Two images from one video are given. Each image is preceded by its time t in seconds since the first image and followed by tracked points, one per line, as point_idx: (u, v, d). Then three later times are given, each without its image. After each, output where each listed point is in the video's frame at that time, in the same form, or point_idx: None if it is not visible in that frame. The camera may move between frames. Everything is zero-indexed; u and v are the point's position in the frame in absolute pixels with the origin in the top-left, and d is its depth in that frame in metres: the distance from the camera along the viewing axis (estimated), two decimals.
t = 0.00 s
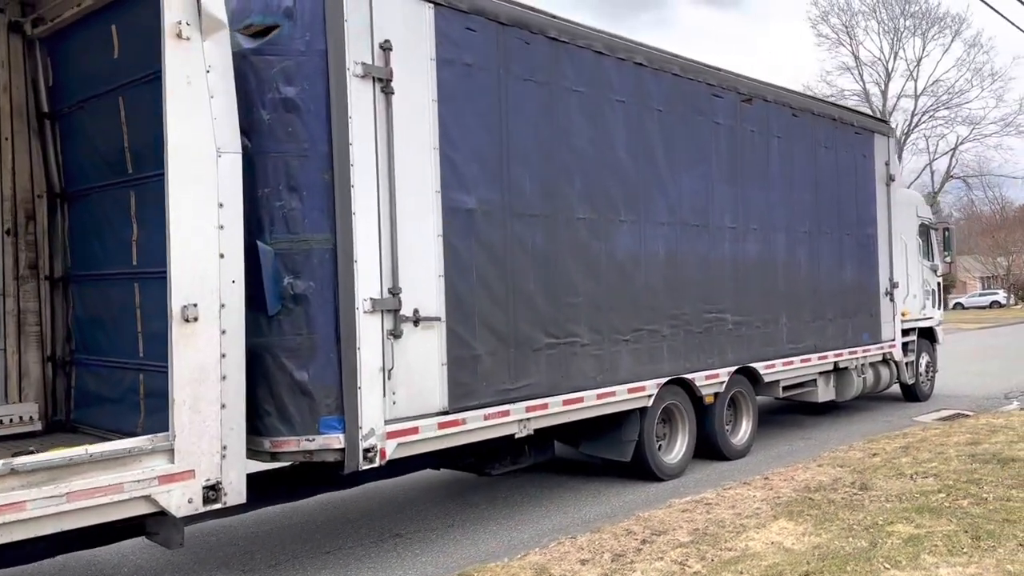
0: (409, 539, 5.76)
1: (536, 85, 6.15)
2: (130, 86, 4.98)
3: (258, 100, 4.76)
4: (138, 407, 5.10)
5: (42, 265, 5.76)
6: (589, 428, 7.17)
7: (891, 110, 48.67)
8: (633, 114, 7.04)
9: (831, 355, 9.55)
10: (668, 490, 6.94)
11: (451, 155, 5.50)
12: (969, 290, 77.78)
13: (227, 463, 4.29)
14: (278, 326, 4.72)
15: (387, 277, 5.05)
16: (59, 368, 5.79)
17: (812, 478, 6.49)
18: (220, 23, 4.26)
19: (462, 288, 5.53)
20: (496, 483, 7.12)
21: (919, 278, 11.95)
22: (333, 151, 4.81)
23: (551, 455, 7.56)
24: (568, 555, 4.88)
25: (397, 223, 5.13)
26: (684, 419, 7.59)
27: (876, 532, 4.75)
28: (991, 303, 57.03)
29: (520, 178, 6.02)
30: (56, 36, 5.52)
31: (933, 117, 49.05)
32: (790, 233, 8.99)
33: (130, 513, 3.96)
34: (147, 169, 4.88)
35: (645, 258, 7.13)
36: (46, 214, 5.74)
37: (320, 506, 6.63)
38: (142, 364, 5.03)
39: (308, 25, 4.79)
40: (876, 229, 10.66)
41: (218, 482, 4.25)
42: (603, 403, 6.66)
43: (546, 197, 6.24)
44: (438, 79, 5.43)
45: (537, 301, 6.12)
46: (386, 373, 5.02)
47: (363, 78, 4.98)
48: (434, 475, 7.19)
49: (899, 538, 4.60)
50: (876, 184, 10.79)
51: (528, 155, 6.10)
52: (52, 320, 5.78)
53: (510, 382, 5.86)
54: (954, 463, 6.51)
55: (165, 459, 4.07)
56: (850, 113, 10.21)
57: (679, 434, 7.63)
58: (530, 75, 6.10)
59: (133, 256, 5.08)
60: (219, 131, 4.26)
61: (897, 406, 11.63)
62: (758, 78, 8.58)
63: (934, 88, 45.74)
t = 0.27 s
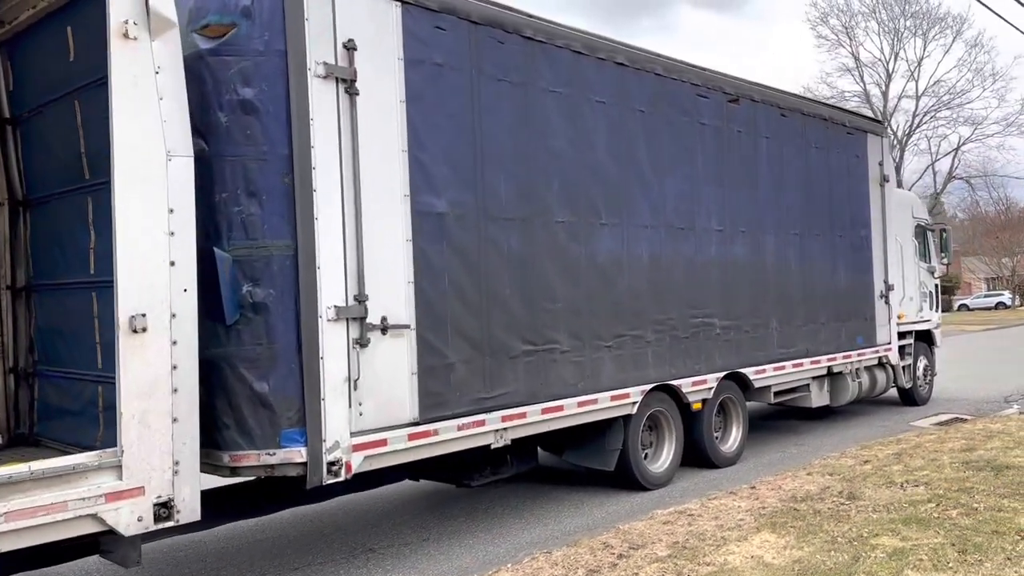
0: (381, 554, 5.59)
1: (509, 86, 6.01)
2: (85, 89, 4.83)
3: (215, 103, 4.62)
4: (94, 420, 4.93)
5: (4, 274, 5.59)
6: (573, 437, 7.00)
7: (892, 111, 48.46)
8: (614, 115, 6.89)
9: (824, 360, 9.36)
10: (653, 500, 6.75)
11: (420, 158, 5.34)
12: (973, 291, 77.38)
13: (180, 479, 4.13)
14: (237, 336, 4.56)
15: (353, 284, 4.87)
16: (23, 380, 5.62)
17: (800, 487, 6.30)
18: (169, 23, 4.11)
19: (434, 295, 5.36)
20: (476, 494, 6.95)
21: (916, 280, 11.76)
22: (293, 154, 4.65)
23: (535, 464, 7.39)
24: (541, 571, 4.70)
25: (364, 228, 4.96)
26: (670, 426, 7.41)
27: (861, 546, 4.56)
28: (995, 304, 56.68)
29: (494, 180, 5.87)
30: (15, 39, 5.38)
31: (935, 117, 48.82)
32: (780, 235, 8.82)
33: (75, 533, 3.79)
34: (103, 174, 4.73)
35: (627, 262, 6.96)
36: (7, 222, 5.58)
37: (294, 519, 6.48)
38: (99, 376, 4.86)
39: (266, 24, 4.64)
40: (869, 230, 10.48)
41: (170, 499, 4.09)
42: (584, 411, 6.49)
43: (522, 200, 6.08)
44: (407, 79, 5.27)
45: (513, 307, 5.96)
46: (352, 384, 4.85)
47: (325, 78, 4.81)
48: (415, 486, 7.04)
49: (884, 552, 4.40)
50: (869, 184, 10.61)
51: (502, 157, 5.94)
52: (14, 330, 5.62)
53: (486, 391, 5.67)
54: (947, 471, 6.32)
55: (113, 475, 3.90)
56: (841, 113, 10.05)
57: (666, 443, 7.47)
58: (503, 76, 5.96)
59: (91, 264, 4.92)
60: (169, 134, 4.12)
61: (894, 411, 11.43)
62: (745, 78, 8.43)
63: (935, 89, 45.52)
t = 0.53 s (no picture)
0: (353, 571, 5.41)
1: (486, 86, 5.82)
2: (38, 92, 4.66)
3: (171, 105, 4.46)
4: (50, 436, 4.76)
5: None
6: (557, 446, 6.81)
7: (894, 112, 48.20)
8: (595, 116, 6.71)
9: (819, 365, 9.15)
10: (639, 512, 6.55)
11: (390, 161, 5.14)
12: (979, 293, 76.93)
13: (130, 498, 3.96)
14: (192, 348, 4.40)
15: (317, 292, 4.69)
16: None
17: (790, 499, 6.09)
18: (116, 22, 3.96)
19: (405, 303, 5.16)
20: (457, 507, 6.76)
21: (914, 282, 11.54)
22: (252, 158, 4.47)
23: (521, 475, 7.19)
24: None
25: (328, 234, 4.77)
26: (658, 435, 7.20)
27: (847, 563, 4.36)
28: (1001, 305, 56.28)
29: (469, 184, 5.68)
30: None
31: (937, 118, 48.55)
32: (772, 238, 8.62)
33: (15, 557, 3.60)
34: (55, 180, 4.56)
35: (611, 267, 6.76)
36: None
37: (269, 534, 6.31)
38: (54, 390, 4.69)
39: (223, 23, 4.47)
40: (865, 232, 10.27)
41: (118, 520, 3.92)
42: (566, 421, 6.28)
43: (499, 203, 5.89)
44: (375, 79, 5.07)
45: (491, 314, 5.76)
46: (316, 397, 4.65)
47: (286, 79, 4.63)
48: (395, 500, 6.85)
49: (870, 570, 4.21)
50: (865, 185, 10.41)
51: (478, 160, 5.75)
52: None
53: (461, 401, 5.47)
54: (942, 480, 6.10)
55: (57, 496, 3.72)
56: (834, 113, 9.86)
57: (654, 452, 7.25)
58: (479, 76, 5.77)
59: (46, 273, 4.75)
60: (115, 138, 3.94)
61: (893, 416, 11.20)
62: (734, 78, 8.24)
63: (937, 89, 45.26)
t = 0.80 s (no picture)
0: None
1: (460, 87, 5.67)
2: None
3: (125, 108, 4.33)
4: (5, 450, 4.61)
5: None
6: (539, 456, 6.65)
7: (898, 114, 47.94)
8: (576, 118, 6.55)
9: (812, 371, 9.01)
10: (623, 524, 6.38)
11: (359, 165, 4.98)
12: (986, 295, 76.46)
13: (79, 516, 3.81)
14: (148, 359, 4.27)
15: (279, 300, 4.53)
16: None
17: (777, 510, 5.91)
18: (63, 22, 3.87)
19: (374, 310, 4.99)
20: (437, 520, 6.60)
21: (912, 286, 11.35)
22: (209, 161, 4.33)
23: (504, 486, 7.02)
24: None
25: (291, 240, 4.61)
26: (644, 444, 7.03)
27: None
28: (1008, 308, 55.84)
29: (443, 187, 5.51)
30: None
31: (941, 119, 48.26)
32: (762, 241, 8.46)
33: None
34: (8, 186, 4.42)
35: (594, 272, 6.60)
36: None
37: (242, 549, 6.15)
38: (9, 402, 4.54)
39: (180, 23, 4.34)
40: (860, 235, 10.09)
41: (65, 539, 3.76)
42: (547, 431, 6.11)
43: (475, 207, 5.73)
44: (341, 80, 4.93)
45: (467, 322, 5.58)
46: (278, 408, 4.50)
47: (246, 80, 4.49)
48: (373, 512, 6.68)
49: None
50: (860, 188, 10.23)
51: (452, 163, 5.59)
52: None
53: (434, 412, 5.30)
54: (934, 491, 5.92)
55: None
56: (827, 114, 9.70)
57: (640, 462, 7.08)
58: (452, 77, 5.62)
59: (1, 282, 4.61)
60: (61, 141, 3.82)
61: (891, 422, 10.99)
62: (721, 78, 8.09)
63: (940, 91, 45.01)
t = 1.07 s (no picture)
0: None
1: (434, 87, 5.53)
2: None
3: (80, 110, 4.22)
4: None
5: None
6: (523, 463, 6.50)
7: (903, 114, 47.61)
8: (557, 118, 6.41)
9: (806, 375, 8.85)
10: (607, 533, 6.22)
11: (326, 167, 4.85)
12: (994, 296, 75.90)
13: (27, 530, 3.68)
14: (104, 368, 4.16)
15: (241, 307, 4.40)
16: None
17: (763, 520, 5.75)
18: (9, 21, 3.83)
19: (342, 316, 4.86)
20: (419, 529, 6.46)
21: (911, 287, 11.16)
22: (166, 164, 4.20)
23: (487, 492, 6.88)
24: None
25: (254, 245, 4.49)
26: (631, 451, 6.89)
27: None
28: (1017, 308, 55.38)
29: (416, 190, 5.37)
30: None
31: (947, 119, 47.92)
32: (753, 243, 8.30)
33: None
34: None
35: (577, 276, 6.44)
36: None
37: (218, 559, 6.05)
38: None
39: (136, 22, 4.22)
40: (856, 236, 9.92)
41: (12, 555, 3.63)
42: (527, 439, 5.96)
43: (451, 210, 5.58)
44: (307, 80, 4.80)
45: (442, 327, 5.43)
46: (241, 418, 4.37)
47: (206, 80, 4.35)
48: (353, 521, 6.55)
49: None
50: (856, 188, 10.05)
51: (426, 164, 5.45)
52: None
53: (408, 420, 5.16)
54: (926, 499, 5.73)
55: None
56: (821, 113, 9.54)
57: (627, 469, 6.94)
58: (426, 76, 5.49)
59: None
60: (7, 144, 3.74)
61: (891, 426, 10.79)
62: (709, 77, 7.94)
63: (946, 90, 44.67)
